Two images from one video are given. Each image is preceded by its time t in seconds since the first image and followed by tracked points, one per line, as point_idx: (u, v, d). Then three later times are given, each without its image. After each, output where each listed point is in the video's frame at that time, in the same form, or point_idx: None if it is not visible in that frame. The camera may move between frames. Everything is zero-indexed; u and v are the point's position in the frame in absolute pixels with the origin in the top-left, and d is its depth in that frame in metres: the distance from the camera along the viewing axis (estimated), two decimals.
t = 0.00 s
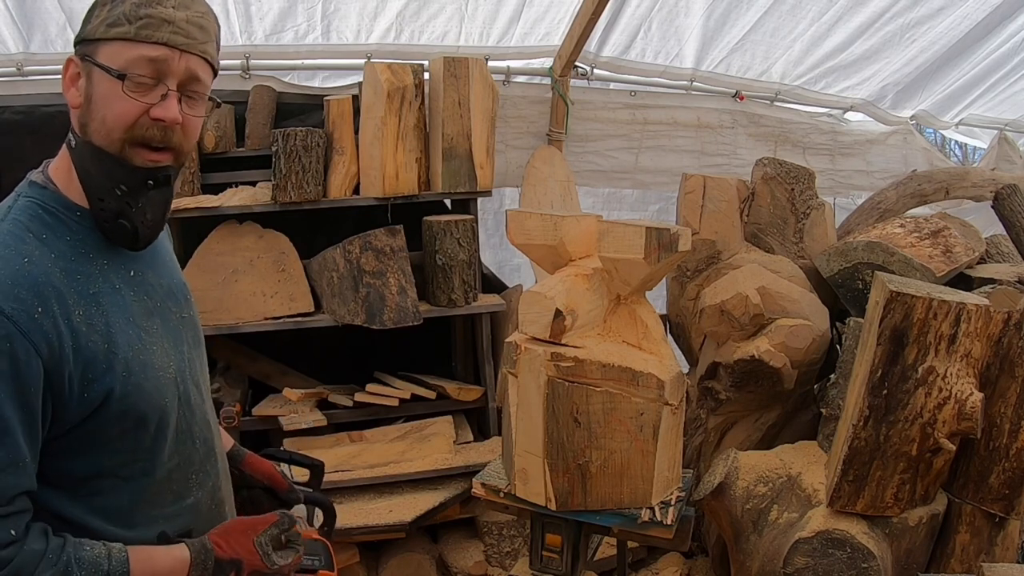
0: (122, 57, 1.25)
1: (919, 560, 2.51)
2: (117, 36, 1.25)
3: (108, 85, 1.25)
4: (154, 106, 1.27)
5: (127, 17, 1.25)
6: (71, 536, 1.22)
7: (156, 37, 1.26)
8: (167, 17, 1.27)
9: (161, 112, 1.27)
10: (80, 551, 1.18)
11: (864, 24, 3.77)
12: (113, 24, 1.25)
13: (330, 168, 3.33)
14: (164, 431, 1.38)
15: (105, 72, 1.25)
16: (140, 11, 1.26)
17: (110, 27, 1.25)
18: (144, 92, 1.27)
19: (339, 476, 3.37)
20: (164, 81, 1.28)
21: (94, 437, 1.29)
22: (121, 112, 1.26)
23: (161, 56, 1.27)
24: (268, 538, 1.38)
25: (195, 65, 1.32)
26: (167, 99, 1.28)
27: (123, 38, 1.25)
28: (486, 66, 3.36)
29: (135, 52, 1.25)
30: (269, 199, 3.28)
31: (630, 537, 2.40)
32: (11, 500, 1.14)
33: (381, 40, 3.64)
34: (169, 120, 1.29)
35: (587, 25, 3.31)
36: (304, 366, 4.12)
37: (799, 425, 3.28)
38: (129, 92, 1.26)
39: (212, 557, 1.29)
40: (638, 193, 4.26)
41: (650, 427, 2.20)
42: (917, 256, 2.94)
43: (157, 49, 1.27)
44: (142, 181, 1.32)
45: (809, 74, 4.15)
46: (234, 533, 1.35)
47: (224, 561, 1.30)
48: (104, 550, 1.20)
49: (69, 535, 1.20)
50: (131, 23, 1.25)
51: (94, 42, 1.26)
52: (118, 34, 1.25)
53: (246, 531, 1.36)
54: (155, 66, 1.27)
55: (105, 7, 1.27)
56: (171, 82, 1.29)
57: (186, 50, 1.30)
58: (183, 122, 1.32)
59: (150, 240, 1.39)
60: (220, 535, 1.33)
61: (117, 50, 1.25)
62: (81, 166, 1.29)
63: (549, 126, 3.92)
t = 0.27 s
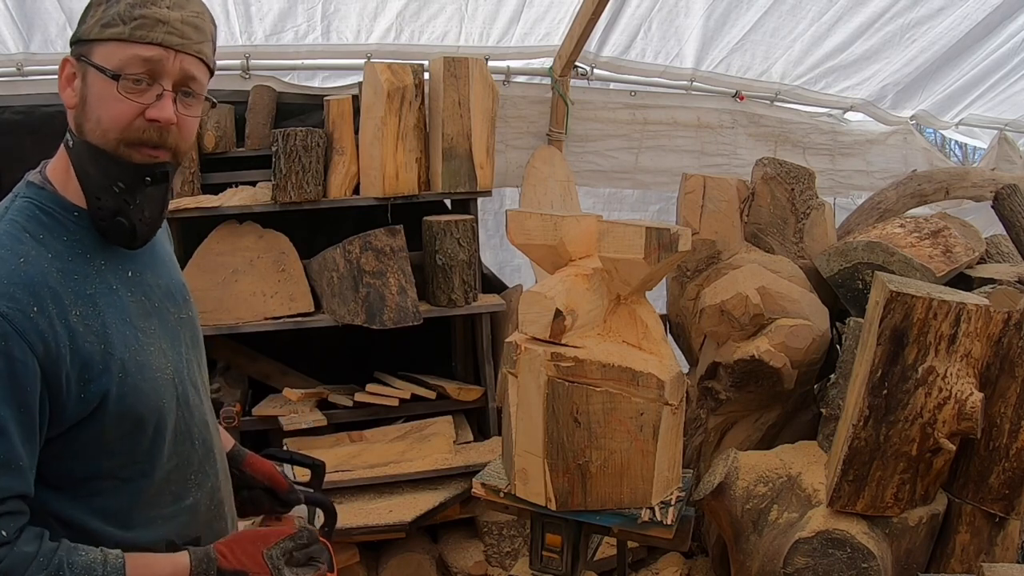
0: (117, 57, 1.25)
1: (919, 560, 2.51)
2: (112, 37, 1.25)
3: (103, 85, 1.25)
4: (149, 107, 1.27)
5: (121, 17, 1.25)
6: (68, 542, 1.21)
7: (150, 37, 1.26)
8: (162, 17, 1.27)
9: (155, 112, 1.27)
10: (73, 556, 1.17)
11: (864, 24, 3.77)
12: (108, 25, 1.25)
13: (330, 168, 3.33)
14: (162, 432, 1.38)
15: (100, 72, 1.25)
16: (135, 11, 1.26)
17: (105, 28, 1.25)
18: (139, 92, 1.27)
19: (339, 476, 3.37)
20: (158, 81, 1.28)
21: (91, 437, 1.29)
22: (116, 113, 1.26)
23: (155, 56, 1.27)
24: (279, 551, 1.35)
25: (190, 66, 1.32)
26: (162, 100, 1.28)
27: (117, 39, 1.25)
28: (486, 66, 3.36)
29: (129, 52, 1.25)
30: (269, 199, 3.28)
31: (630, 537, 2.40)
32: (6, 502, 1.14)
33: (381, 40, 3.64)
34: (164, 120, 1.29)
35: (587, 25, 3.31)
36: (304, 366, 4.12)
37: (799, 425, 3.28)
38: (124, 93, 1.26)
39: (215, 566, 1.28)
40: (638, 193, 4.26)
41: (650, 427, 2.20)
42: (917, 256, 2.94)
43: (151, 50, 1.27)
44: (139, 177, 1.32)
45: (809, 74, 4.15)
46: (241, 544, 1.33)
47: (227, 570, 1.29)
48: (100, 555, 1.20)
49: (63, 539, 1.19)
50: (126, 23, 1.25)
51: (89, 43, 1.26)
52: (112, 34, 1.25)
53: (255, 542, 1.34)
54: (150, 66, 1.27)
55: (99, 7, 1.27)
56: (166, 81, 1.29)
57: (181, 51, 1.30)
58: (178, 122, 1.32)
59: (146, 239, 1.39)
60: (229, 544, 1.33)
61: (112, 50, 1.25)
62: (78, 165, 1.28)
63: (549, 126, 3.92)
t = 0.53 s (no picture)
0: (115, 60, 1.25)
1: (919, 560, 2.51)
2: (110, 39, 1.25)
3: (101, 89, 1.25)
4: (147, 111, 1.27)
5: (119, 20, 1.25)
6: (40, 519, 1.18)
7: (149, 40, 1.26)
8: (160, 19, 1.27)
9: (154, 116, 1.27)
10: (47, 532, 1.15)
11: (864, 24, 3.77)
12: (106, 27, 1.25)
13: (330, 168, 3.33)
14: (160, 434, 1.38)
15: (98, 75, 1.25)
16: (133, 14, 1.26)
17: (103, 30, 1.25)
18: (137, 96, 1.26)
19: (339, 476, 3.37)
20: (157, 85, 1.28)
21: (88, 440, 1.29)
22: (114, 117, 1.26)
23: (153, 60, 1.27)
24: (212, 440, 1.30)
25: (190, 69, 1.31)
26: (161, 104, 1.28)
27: (115, 41, 1.25)
28: (486, 66, 3.36)
29: (128, 55, 1.25)
30: (269, 199, 3.28)
31: (630, 537, 2.40)
32: None
33: (381, 40, 3.64)
34: (163, 125, 1.28)
35: (587, 25, 3.31)
36: (304, 366, 4.12)
37: (799, 425, 3.29)
38: (123, 97, 1.26)
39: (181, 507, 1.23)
40: (638, 193, 4.26)
41: (650, 427, 2.20)
42: (917, 256, 2.94)
43: (150, 53, 1.26)
44: (135, 186, 1.32)
45: (809, 74, 4.15)
46: (188, 475, 1.26)
47: (198, 502, 1.24)
48: (73, 528, 1.17)
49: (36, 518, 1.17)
50: (124, 26, 1.25)
51: (88, 46, 1.26)
52: (111, 37, 1.25)
53: (191, 460, 1.27)
54: (148, 70, 1.26)
55: (99, 8, 1.27)
56: (165, 85, 1.28)
57: (180, 53, 1.29)
58: (176, 127, 1.31)
59: (144, 246, 1.39)
60: (175, 483, 1.25)
61: (110, 53, 1.25)
62: (76, 169, 1.29)
63: (549, 126, 3.92)
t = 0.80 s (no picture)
0: (109, 57, 1.25)
1: (919, 560, 2.51)
2: (103, 36, 1.25)
3: (95, 87, 1.25)
4: (141, 106, 1.26)
5: (112, 17, 1.25)
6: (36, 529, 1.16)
7: (142, 36, 1.26)
8: (153, 15, 1.27)
9: (148, 112, 1.27)
10: (33, 546, 1.11)
11: (864, 24, 3.77)
12: (100, 24, 1.25)
13: (330, 168, 3.33)
14: (158, 436, 1.38)
15: (92, 73, 1.25)
16: (126, 10, 1.26)
17: (97, 28, 1.25)
18: (131, 91, 1.26)
19: (339, 476, 3.37)
20: (150, 81, 1.28)
21: (86, 442, 1.29)
22: (109, 114, 1.26)
23: (146, 56, 1.27)
24: (207, 471, 1.16)
25: (183, 64, 1.31)
26: (154, 99, 1.27)
27: (109, 39, 1.25)
28: (486, 66, 3.36)
29: (121, 52, 1.25)
30: (269, 199, 3.28)
31: (630, 537, 2.40)
32: None
33: (381, 40, 3.64)
34: (157, 120, 1.28)
35: (587, 25, 3.31)
36: (304, 366, 4.12)
37: (799, 425, 3.29)
38: (116, 93, 1.25)
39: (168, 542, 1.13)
40: (638, 194, 4.26)
41: (650, 427, 2.20)
42: (917, 256, 2.94)
43: (143, 49, 1.26)
44: (131, 181, 1.32)
45: (809, 74, 4.15)
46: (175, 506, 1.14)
47: (185, 540, 1.13)
48: (60, 545, 1.13)
49: (29, 528, 1.14)
50: (117, 23, 1.25)
51: (81, 43, 1.26)
52: (104, 34, 1.25)
53: (182, 490, 1.14)
54: (141, 66, 1.27)
55: (92, 7, 1.27)
56: (158, 81, 1.29)
57: (173, 49, 1.29)
58: (171, 122, 1.31)
59: (142, 240, 1.39)
60: (162, 512, 1.14)
61: (103, 51, 1.25)
62: (73, 169, 1.29)
63: (549, 126, 3.92)
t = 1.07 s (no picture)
0: (109, 60, 1.25)
1: (919, 560, 2.51)
2: (102, 39, 1.25)
3: (95, 90, 1.25)
4: (141, 110, 1.27)
5: (111, 19, 1.25)
6: (42, 536, 1.17)
7: (141, 39, 1.26)
8: (152, 17, 1.27)
9: (148, 115, 1.27)
10: (43, 554, 1.13)
11: (864, 24, 3.77)
12: (99, 26, 1.25)
13: (330, 168, 3.33)
14: (159, 437, 1.38)
15: (92, 75, 1.25)
16: (125, 12, 1.25)
17: (96, 30, 1.25)
18: (131, 95, 1.26)
19: (339, 476, 3.37)
20: (151, 84, 1.28)
21: (86, 444, 1.29)
22: (109, 117, 1.26)
23: (146, 59, 1.27)
24: (224, 498, 1.18)
25: (183, 66, 1.31)
26: (155, 102, 1.28)
27: (109, 41, 1.25)
28: (486, 66, 3.36)
29: (121, 55, 1.25)
30: (269, 199, 3.28)
31: (630, 537, 2.40)
32: None
33: (381, 40, 3.64)
34: (158, 123, 1.28)
35: (587, 25, 3.31)
36: (304, 366, 4.12)
37: (799, 425, 3.29)
38: (116, 96, 1.26)
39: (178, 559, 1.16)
40: (638, 194, 4.26)
41: (650, 427, 2.20)
42: (917, 256, 2.94)
43: (143, 52, 1.26)
44: (132, 186, 1.33)
45: (809, 74, 4.15)
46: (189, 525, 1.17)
47: (194, 558, 1.16)
48: (69, 553, 1.15)
49: (36, 535, 1.16)
50: (116, 25, 1.25)
51: (80, 45, 1.26)
52: (103, 37, 1.25)
53: (198, 512, 1.17)
54: (142, 69, 1.27)
55: (91, 8, 1.27)
56: (159, 84, 1.29)
57: (173, 51, 1.29)
58: (172, 125, 1.31)
59: (143, 245, 1.39)
60: (176, 529, 1.17)
61: (103, 53, 1.25)
62: (73, 171, 1.29)
63: (549, 126, 3.92)
